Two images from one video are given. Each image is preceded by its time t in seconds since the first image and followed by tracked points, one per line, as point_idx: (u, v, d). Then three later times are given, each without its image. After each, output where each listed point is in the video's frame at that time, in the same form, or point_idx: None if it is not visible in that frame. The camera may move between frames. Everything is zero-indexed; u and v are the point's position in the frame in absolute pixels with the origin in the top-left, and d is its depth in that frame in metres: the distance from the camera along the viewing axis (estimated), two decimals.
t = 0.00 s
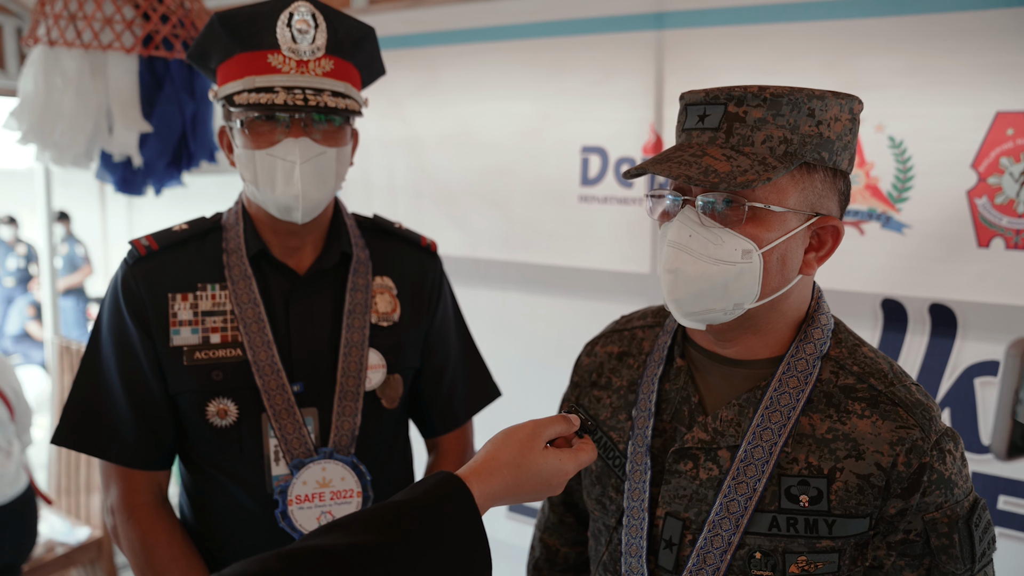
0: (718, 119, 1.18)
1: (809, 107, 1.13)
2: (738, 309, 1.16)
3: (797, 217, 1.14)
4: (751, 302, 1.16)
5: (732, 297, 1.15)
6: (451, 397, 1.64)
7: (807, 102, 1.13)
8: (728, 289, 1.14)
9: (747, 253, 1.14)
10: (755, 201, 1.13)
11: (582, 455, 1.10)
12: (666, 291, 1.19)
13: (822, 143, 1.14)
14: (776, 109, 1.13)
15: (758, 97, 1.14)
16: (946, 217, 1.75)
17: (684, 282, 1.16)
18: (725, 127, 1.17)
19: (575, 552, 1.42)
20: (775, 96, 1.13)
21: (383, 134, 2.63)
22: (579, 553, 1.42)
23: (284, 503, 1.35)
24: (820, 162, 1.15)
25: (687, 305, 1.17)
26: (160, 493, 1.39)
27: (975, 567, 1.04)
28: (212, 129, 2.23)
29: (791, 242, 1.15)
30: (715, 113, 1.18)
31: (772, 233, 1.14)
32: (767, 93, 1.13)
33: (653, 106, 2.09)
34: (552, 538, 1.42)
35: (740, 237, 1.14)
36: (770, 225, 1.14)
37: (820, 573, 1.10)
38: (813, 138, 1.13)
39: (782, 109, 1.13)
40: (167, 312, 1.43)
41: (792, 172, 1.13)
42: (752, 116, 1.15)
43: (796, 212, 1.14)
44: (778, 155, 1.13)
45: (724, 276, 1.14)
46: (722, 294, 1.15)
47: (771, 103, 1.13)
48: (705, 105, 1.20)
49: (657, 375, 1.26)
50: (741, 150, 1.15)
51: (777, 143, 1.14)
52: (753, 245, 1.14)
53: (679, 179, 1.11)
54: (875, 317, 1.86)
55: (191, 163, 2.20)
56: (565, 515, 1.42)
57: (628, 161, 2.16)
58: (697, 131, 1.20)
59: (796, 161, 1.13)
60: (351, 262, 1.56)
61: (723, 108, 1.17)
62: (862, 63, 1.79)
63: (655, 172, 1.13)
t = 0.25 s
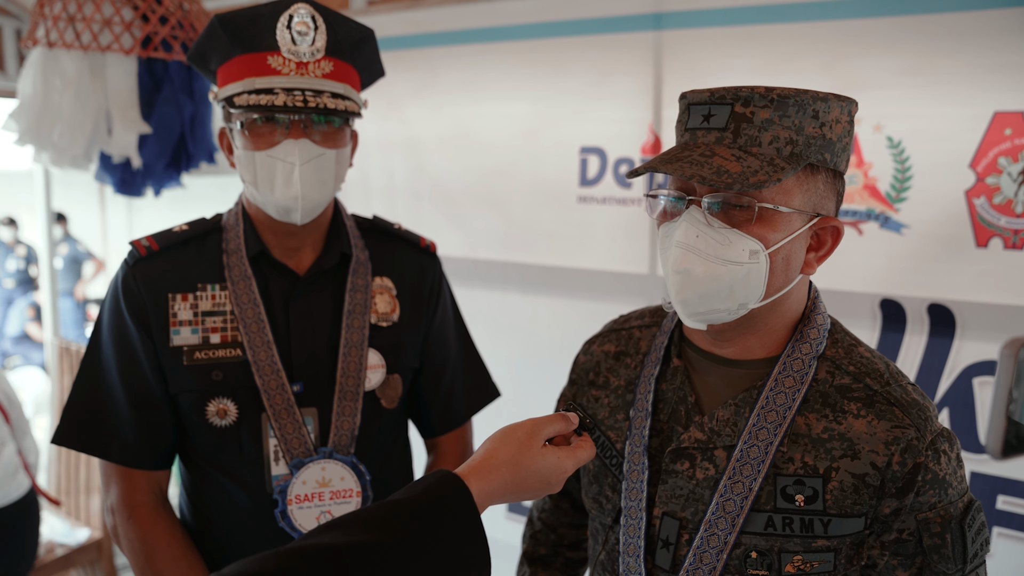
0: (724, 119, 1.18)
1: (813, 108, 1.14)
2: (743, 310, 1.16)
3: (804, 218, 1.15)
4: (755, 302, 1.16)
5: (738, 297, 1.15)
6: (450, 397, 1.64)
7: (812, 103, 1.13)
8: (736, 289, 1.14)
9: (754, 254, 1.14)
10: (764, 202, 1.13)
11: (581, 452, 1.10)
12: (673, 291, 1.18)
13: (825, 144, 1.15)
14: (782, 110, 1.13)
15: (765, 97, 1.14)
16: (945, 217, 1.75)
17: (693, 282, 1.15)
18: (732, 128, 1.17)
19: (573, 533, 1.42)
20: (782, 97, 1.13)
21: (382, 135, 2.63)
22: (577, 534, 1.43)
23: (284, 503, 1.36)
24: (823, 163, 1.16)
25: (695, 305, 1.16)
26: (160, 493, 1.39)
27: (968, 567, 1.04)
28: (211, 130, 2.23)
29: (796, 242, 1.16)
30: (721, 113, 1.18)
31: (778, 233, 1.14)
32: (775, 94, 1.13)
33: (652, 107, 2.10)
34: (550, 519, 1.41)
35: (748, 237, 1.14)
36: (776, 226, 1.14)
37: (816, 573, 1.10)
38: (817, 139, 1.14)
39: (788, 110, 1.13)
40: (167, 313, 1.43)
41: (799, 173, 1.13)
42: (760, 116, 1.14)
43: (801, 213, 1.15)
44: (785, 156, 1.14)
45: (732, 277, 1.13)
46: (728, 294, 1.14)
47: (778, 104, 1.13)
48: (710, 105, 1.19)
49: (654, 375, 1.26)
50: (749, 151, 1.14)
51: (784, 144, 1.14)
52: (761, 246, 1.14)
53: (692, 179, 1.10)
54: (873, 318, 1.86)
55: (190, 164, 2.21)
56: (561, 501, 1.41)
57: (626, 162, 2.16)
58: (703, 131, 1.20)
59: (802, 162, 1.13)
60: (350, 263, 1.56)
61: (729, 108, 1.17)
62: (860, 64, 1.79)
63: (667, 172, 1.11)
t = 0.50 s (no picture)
0: (753, 118, 1.16)
1: (831, 112, 1.17)
2: (766, 309, 1.16)
3: (824, 218, 1.18)
4: (777, 300, 1.16)
5: (763, 295, 1.15)
6: (449, 397, 1.64)
7: (830, 107, 1.17)
8: (766, 288, 1.14)
9: (785, 252, 1.14)
10: (796, 202, 1.14)
11: (580, 451, 1.10)
12: (705, 292, 1.14)
13: (838, 147, 1.19)
14: (809, 112, 1.15)
15: (794, 98, 1.14)
16: (944, 217, 1.75)
17: (730, 282, 1.13)
18: (764, 127, 1.15)
19: (574, 525, 1.43)
20: (809, 99, 1.14)
21: (381, 136, 2.63)
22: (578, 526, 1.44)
23: (284, 503, 1.36)
24: (837, 165, 1.20)
25: (730, 306, 1.14)
26: (159, 493, 1.40)
27: (964, 567, 1.03)
28: (210, 131, 2.23)
29: (814, 242, 1.18)
30: (750, 112, 1.16)
31: (803, 233, 1.15)
32: (803, 95, 1.14)
33: (651, 107, 2.10)
34: (550, 513, 1.42)
35: (779, 236, 1.14)
36: (802, 225, 1.15)
37: (812, 571, 1.11)
38: (833, 142, 1.18)
39: (813, 112, 1.15)
40: (166, 313, 1.43)
41: (823, 174, 1.16)
42: (790, 117, 1.15)
43: (823, 214, 1.17)
44: (810, 157, 1.16)
45: (764, 275, 1.13)
46: (758, 293, 1.14)
47: (805, 106, 1.15)
48: (736, 104, 1.17)
49: (652, 374, 1.26)
50: (782, 151, 1.15)
51: (809, 145, 1.16)
52: (790, 244, 1.14)
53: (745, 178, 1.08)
54: (872, 318, 1.86)
55: (188, 165, 2.21)
56: (560, 497, 1.41)
57: (626, 162, 2.16)
58: (730, 129, 1.17)
59: (824, 164, 1.16)
60: (349, 263, 1.56)
61: (758, 108, 1.16)
62: (859, 64, 1.79)
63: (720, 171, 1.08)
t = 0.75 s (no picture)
0: (757, 120, 1.16)
1: (835, 113, 1.17)
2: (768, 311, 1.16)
3: (825, 219, 1.18)
4: (778, 302, 1.16)
5: (765, 298, 1.15)
6: (449, 397, 1.64)
7: (834, 109, 1.17)
8: (769, 290, 1.14)
9: (787, 255, 1.14)
10: (798, 204, 1.14)
11: (581, 451, 1.10)
12: (708, 294, 1.14)
13: (839, 149, 1.20)
14: (813, 114, 1.15)
15: (798, 100, 1.14)
16: (943, 217, 1.75)
17: (732, 285, 1.13)
18: (767, 129, 1.15)
19: (574, 541, 1.43)
20: (813, 100, 1.14)
21: (380, 136, 2.63)
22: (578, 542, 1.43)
23: (283, 504, 1.36)
24: (838, 167, 1.21)
25: (733, 308, 1.14)
26: (159, 495, 1.39)
27: (962, 567, 1.03)
28: (209, 132, 2.23)
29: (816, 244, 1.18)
30: (753, 114, 1.17)
31: (804, 235, 1.16)
32: (807, 97, 1.14)
33: (650, 108, 2.10)
34: (550, 527, 1.42)
35: (781, 238, 1.14)
36: (802, 227, 1.15)
37: (812, 571, 1.10)
38: (835, 144, 1.19)
39: (817, 114, 1.15)
40: (166, 313, 1.43)
41: (825, 176, 1.16)
42: (793, 119, 1.15)
43: (824, 215, 1.17)
44: (813, 159, 1.16)
45: (767, 278, 1.13)
46: (761, 295, 1.14)
47: (809, 107, 1.15)
48: (740, 105, 1.17)
49: (652, 373, 1.26)
50: (784, 153, 1.15)
51: (811, 147, 1.16)
52: (792, 246, 1.14)
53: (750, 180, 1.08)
54: (872, 318, 1.86)
55: (188, 166, 2.21)
56: (561, 507, 1.42)
57: (625, 162, 2.16)
58: (734, 131, 1.17)
59: (827, 165, 1.17)
60: (349, 264, 1.56)
61: (762, 109, 1.16)
62: (859, 64, 1.79)
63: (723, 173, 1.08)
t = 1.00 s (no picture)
0: (750, 120, 1.17)
1: (830, 112, 1.17)
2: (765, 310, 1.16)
3: (824, 219, 1.18)
4: (776, 301, 1.16)
5: (762, 297, 1.15)
6: (449, 398, 1.64)
7: (828, 108, 1.17)
8: (765, 289, 1.14)
9: (783, 253, 1.14)
10: (793, 203, 1.14)
11: (584, 451, 1.10)
12: (705, 293, 1.14)
13: (836, 147, 1.19)
14: (807, 113, 1.15)
15: (791, 99, 1.14)
16: (943, 218, 1.75)
17: (729, 284, 1.13)
18: (761, 129, 1.16)
19: (572, 553, 1.42)
20: (807, 100, 1.14)
21: (380, 137, 2.63)
22: (576, 554, 1.43)
23: (282, 505, 1.36)
24: (835, 165, 1.20)
25: (731, 307, 1.14)
26: (158, 496, 1.39)
27: (965, 566, 1.04)
28: (209, 133, 2.24)
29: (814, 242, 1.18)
30: (747, 114, 1.17)
31: (801, 233, 1.15)
32: (801, 97, 1.14)
33: (650, 108, 2.10)
34: (549, 539, 1.42)
35: (777, 237, 1.14)
36: (800, 226, 1.15)
37: (815, 570, 1.10)
38: (831, 142, 1.18)
39: (811, 113, 1.15)
40: (165, 314, 1.43)
41: (821, 174, 1.16)
42: (787, 118, 1.15)
43: (822, 213, 1.17)
44: (808, 158, 1.16)
45: (764, 276, 1.13)
46: (757, 294, 1.14)
47: (803, 107, 1.14)
48: (733, 106, 1.18)
49: (653, 373, 1.27)
50: (778, 153, 1.15)
51: (807, 146, 1.16)
52: (788, 245, 1.14)
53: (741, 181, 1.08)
54: (872, 318, 1.86)
55: (188, 166, 2.21)
56: (561, 515, 1.42)
57: (625, 163, 2.16)
58: (727, 132, 1.18)
59: (823, 164, 1.16)
60: (348, 264, 1.56)
61: (755, 110, 1.16)
62: (858, 64, 1.79)
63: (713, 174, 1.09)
